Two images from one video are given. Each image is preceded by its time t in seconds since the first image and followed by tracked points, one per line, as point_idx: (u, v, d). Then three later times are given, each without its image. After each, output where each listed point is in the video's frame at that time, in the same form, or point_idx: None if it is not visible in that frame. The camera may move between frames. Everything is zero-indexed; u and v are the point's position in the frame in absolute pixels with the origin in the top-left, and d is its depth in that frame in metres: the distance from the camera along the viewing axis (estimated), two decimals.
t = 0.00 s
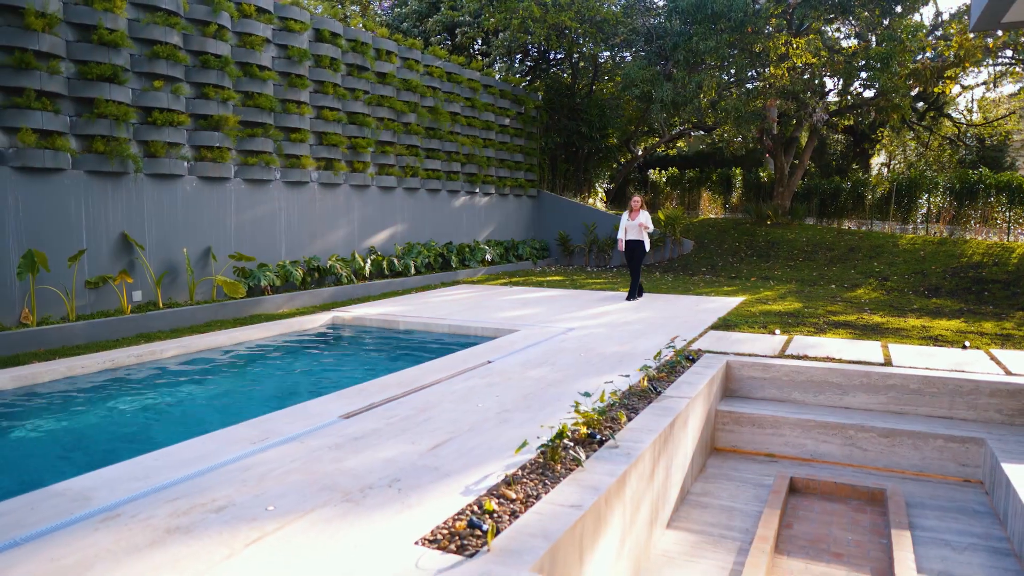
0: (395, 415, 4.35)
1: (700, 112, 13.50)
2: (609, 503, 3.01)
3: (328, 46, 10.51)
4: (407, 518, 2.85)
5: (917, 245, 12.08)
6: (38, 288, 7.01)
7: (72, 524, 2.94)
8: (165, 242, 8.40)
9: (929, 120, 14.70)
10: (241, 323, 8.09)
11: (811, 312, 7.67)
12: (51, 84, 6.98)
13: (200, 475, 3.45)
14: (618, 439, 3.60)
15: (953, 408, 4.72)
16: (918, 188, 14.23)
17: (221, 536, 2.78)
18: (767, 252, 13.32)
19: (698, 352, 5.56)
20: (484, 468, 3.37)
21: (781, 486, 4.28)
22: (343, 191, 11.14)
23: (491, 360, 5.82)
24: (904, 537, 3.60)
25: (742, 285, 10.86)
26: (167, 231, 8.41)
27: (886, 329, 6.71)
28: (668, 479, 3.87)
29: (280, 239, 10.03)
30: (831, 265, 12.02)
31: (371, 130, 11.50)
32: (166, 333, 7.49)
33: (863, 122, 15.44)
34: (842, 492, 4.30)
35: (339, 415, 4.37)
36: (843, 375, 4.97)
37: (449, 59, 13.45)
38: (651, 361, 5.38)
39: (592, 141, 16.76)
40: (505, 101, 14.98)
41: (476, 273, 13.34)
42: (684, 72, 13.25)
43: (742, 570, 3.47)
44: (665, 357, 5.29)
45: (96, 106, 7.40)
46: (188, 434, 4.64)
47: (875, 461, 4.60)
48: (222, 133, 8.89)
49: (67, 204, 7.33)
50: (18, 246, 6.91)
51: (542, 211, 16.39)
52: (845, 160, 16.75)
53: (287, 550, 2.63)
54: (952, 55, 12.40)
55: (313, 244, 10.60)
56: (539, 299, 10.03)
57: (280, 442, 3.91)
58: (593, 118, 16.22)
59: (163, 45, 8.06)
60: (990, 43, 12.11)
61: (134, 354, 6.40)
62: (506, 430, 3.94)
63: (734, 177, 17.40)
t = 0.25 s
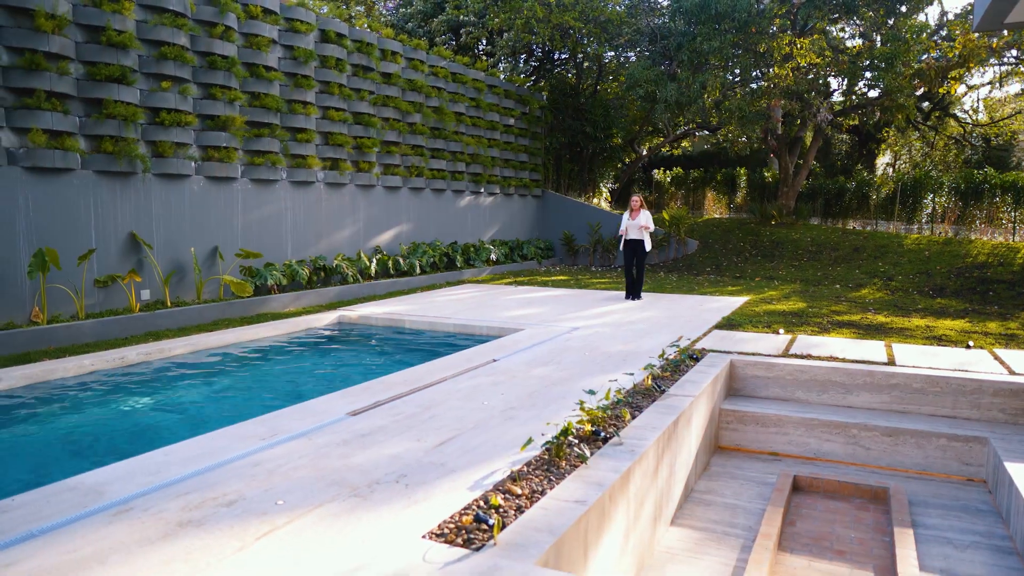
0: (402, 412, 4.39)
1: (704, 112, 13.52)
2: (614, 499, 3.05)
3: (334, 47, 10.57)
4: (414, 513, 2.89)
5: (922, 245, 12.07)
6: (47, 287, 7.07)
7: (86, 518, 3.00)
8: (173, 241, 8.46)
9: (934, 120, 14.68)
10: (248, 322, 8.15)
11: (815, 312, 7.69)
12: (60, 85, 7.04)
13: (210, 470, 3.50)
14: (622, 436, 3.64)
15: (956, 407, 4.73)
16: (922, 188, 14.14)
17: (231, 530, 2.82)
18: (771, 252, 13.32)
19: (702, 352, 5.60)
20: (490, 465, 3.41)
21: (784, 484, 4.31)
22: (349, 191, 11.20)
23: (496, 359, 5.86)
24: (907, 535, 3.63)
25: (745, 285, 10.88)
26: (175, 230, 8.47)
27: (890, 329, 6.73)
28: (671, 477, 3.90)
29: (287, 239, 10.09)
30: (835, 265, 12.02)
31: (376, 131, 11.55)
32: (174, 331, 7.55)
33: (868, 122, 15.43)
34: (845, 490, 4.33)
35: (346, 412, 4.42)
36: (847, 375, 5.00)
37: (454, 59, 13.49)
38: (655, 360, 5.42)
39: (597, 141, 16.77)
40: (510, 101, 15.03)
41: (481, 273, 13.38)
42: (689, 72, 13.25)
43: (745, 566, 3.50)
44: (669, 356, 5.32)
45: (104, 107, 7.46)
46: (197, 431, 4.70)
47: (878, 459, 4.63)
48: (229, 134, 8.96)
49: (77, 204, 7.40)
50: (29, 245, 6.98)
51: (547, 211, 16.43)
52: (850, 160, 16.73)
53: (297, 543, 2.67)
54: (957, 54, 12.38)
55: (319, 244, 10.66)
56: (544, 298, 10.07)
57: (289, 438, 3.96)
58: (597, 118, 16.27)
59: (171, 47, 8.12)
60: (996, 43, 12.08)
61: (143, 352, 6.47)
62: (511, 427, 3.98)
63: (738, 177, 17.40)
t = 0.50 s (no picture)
0: (420, 409, 4.44)
1: (721, 111, 13.48)
2: (630, 496, 3.07)
3: (351, 47, 10.64)
4: (433, 508, 2.93)
5: (941, 244, 11.96)
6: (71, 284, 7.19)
7: (113, 510, 3.07)
8: (193, 239, 8.57)
9: (954, 118, 14.53)
10: (266, 319, 8.24)
11: (832, 312, 7.65)
12: (83, 86, 7.16)
13: (233, 465, 3.57)
14: (639, 434, 3.66)
15: (976, 408, 4.70)
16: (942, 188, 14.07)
17: (254, 523, 2.88)
18: (788, 252, 13.25)
19: (718, 351, 5.60)
20: (507, 461, 3.44)
21: (801, 483, 4.31)
22: (366, 190, 11.27)
23: (513, 357, 5.89)
24: (924, 535, 3.62)
25: (762, 285, 10.83)
26: (195, 229, 8.58)
27: (909, 329, 6.69)
28: (688, 476, 3.91)
29: (305, 238, 10.18)
30: (853, 265, 11.94)
31: (393, 130, 11.62)
32: (194, 328, 7.66)
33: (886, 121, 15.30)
34: (862, 491, 4.32)
35: (365, 409, 4.47)
36: (864, 375, 4.98)
37: (470, 58, 13.55)
38: (671, 359, 5.43)
39: (612, 140, 16.76)
40: (526, 100, 15.06)
41: (496, 272, 13.42)
42: (705, 71, 13.21)
43: (762, 565, 3.51)
44: (685, 355, 5.33)
45: (127, 107, 7.58)
46: (219, 427, 4.77)
47: (896, 460, 4.61)
48: (248, 133, 9.06)
49: (100, 203, 7.53)
50: (53, 243, 7.11)
51: (562, 210, 16.44)
52: (869, 159, 16.59)
53: (319, 536, 2.72)
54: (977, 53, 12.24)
55: (336, 243, 10.75)
56: (559, 297, 10.09)
57: (309, 434, 4.02)
58: (613, 118, 16.32)
59: (191, 47, 8.22)
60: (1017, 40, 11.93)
61: (164, 349, 6.56)
62: (529, 425, 4.02)
63: (755, 176, 17.31)
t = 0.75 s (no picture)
0: (434, 407, 4.48)
1: (735, 110, 13.45)
2: (644, 494, 3.10)
3: (366, 47, 10.71)
4: (448, 504, 2.97)
5: (957, 244, 11.86)
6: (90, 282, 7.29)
7: (134, 503, 3.13)
8: (209, 238, 8.66)
9: (972, 117, 14.40)
10: (281, 317, 8.32)
11: (847, 312, 7.63)
12: (103, 86, 7.26)
13: (251, 460, 3.62)
14: (652, 432, 3.68)
15: (991, 408, 4.68)
16: (958, 187, 13.92)
17: (273, 517, 2.92)
18: (802, 252, 13.19)
19: (732, 350, 5.60)
20: (522, 458, 3.47)
21: (814, 483, 4.31)
22: (380, 190, 11.34)
23: (526, 356, 5.92)
24: (939, 535, 3.60)
25: (776, 284, 10.80)
26: (211, 227, 8.68)
27: (924, 330, 6.66)
28: (701, 474, 3.93)
29: (319, 236, 10.25)
30: (868, 265, 11.87)
31: (407, 130, 11.68)
32: (211, 326, 7.74)
33: (902, 120, 15.20)
34: (876, 490, 4.32)
35: (380, 406, 4.52)
36: (879, 374, 4.97)
37: (484, 58, 13.59)
38: (684, 358, 5.44)
39: (626, 139, 16.75)
40: (540, 100, 15.09)
41: (510, 271, 13.45)
42: (719, 71, 13.16)
43: (775, 563, 3.52)
44: (699, 354, 5.34)
45: (145, 107, 7.67)
46: (236, 423, 4.83)
47: (910, 460, 4.60)
48: (264, 133, 9.14)
49: (118, 202, 7.62)
50: (73, 242, 7.22)
51: (576, 209, 16.45)
52: (885, 158, 16.46)
53: (336, 531, 2.77)
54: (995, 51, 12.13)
55: (351, 242, 10.82)
56: (572, 296, 10.10)
57: (325, 430, 4.07)
58: (627, 117, 16.31)
59: (208, 48, 8.31)
60: None
61: (181, 346, 6.65)
62: (543, 422, 4.05)
63: (769, 175, 17.22)
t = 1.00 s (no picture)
0: (446, 405, 4.53)
1: (746, 110, 13.44)
2: (654, 491, 3.13)
3: (378, 48, 10.78)
4: (461, 500, 3.02)
5: (969, 245, 11.80)
6: (105, 281, 7.38)
7: (153, 498, 3.19)
8: (222, 238, 8.75)
9: (984, 117, 14.31)
10: (293, 317, 8.40)
11: (857, 313, 7.63)
12: (118, 88, 7.35)
13: (266, 456, 3.68)
14: (663, 431, 3.71)
15: (1002, 409, 4.68)
16: (970, 187, 13.94)
17: (289, 512, 2.98)
18: (813, 252, 13.17)
19: (742, 350, 5.62)
20: (533, 456, 3.51)
21: (824, 482, 4.33)
22: (391, 190, 11.41)
23: (537, 355, 5.97)
24: (949, 535, 3.61)
25: (786, 285, 10.80)
26: (224, 227, 8.76)
27: (935, 330, 6.66)
28: (711, 473, 3.96)
29: (331, 236, 10.33)
30: (878, 266, 11.83)
31: (418, 130, 11.75)
32: (224, 325, 7.82)
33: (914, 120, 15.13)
34: (885, 490, 4.33)
35: (393, 404, 4.58)
36: (889, 375, 4.98)
37: (495, 59, 13.64)
38: (695, 357, 5.47)
39: (636, 139, 16.74)
40: (550, 100, 15.13)
41: (520, 271, 13.49)
42: (730, 71, 13.15)
43: (784, 562, 3.54)
44: (709, 353, 5.36)
45: (159, 108, 7.76)
46: (250, 421, 4.90)
47: (920, 460, 4.61)
48: (276, 133, 9.22)
49: (133, 202, 7.72)
50: (89, 242, 7.31)
51: (586, 209, 16.48)
52: (896, 158, 16.39)
53: (351, 525, 2.81)
54: (1008, 51, 12.05)
55: (362, 242, 10.89)
56: (582, 296, 10.13)
57: (339, 428, 4.12)
58: (637, 117, 16.34)
59: (221, 49, 8.39)
60: None
61: (195, 345, 6.73)
62: (554, 421, 4.09)
63: (779, 175, 17.19)
